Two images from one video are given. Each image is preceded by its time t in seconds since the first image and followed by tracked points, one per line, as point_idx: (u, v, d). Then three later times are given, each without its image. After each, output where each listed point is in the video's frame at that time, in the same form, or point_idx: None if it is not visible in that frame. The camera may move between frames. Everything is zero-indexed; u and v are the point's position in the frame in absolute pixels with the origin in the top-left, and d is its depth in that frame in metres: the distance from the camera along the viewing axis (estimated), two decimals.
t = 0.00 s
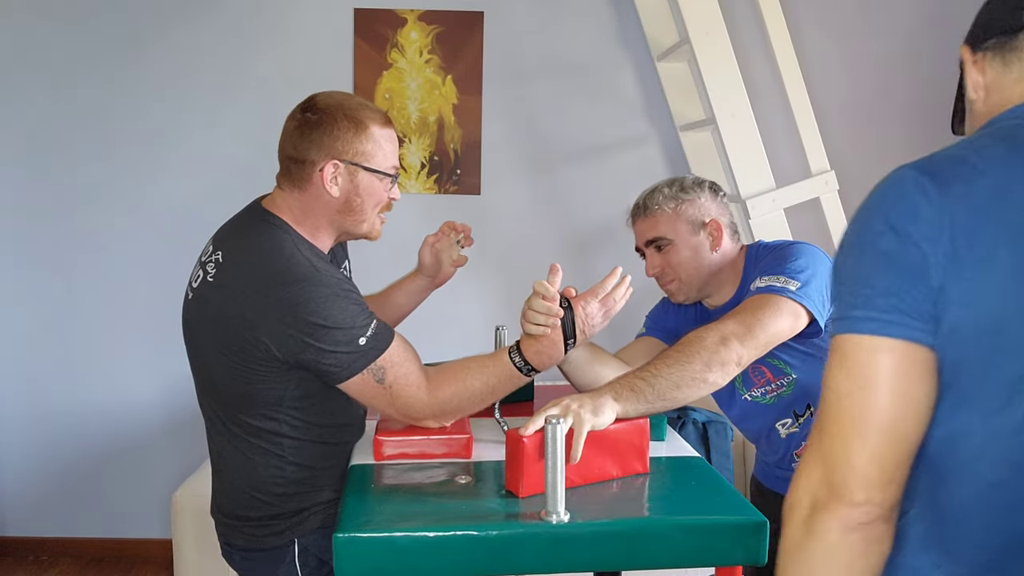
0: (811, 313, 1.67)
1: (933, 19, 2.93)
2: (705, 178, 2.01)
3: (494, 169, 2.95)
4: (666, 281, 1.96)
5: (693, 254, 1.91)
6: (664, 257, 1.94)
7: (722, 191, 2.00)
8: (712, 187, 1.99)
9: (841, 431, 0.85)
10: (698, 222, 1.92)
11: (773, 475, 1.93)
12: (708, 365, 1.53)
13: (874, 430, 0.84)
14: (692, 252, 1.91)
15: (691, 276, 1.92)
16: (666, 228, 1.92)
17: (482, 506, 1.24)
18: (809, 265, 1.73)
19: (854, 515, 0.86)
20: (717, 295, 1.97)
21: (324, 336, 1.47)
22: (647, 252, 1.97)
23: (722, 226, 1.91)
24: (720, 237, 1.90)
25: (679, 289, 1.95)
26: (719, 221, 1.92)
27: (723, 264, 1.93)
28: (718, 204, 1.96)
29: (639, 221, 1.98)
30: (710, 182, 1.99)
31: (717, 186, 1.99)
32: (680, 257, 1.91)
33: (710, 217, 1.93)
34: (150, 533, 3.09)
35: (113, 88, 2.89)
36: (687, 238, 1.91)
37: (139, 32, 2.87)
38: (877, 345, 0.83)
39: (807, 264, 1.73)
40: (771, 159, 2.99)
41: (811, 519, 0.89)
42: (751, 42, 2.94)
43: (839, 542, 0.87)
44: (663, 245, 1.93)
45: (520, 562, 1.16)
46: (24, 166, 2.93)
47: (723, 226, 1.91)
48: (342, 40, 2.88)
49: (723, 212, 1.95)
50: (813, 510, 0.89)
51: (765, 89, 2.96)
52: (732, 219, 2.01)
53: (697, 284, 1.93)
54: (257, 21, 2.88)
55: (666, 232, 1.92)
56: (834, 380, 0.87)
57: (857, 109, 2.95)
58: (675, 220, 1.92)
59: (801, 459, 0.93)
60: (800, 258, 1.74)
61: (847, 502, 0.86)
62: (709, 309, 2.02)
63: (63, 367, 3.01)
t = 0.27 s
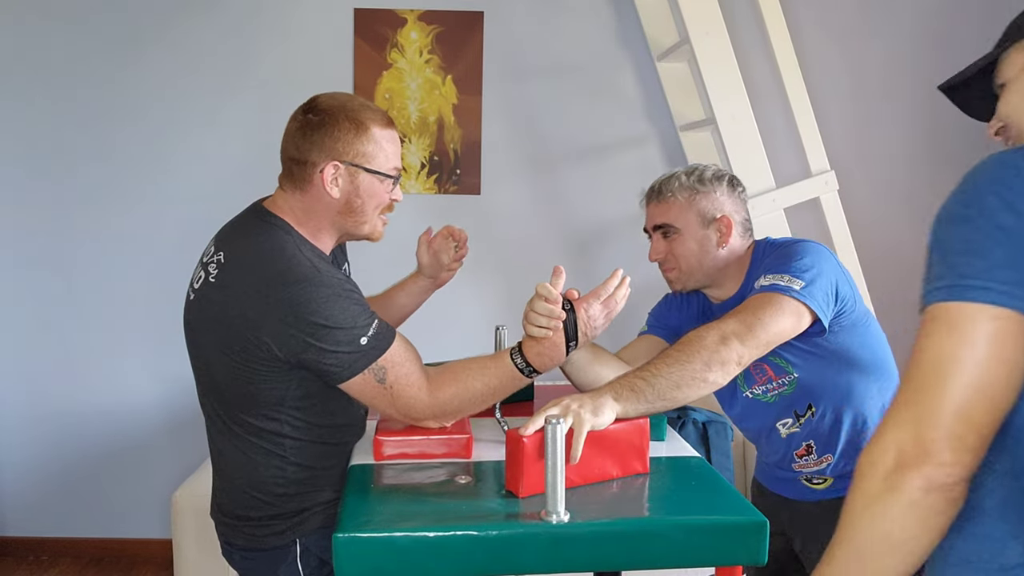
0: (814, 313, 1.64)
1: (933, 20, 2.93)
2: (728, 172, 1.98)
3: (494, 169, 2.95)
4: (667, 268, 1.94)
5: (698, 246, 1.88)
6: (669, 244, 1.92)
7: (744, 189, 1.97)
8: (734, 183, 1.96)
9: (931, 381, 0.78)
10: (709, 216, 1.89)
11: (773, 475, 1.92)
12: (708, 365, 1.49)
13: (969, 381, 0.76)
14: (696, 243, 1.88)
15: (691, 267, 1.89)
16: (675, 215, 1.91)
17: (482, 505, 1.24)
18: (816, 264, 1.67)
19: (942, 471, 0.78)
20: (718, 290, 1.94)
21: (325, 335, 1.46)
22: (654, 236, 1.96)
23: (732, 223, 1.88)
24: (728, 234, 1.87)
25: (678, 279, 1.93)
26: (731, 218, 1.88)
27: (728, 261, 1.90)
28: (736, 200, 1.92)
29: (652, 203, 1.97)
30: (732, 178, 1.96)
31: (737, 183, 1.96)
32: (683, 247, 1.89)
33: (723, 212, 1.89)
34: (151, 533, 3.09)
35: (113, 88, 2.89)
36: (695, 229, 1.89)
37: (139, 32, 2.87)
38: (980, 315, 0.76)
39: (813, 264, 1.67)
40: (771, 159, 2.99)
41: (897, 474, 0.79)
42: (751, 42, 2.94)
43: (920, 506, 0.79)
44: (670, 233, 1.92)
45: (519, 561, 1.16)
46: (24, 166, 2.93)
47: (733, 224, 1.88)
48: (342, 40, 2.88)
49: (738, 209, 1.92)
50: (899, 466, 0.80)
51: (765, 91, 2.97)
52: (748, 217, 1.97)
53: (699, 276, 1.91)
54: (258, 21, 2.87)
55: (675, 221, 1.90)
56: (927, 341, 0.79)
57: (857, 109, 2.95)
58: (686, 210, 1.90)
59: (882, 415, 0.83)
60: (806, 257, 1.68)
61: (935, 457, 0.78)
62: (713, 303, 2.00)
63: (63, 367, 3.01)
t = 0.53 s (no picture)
0: (824, 314, 1.62)
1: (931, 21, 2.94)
2: (742, 162, 1.92)
3: (494, 169, 2.95)
4: (673, 256, 1.90)
5: (706, 236, 1.84)
6: (676, 232, 1.88)
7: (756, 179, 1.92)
8: (747, 173, 1.91)
9: (987, 374, 0.89)
10: (719, 206, 1.84)
11: (774, 476, 1.90)
12: (711, 368, 1.50)
13: None
14: (704, 233, 1.84)
15: (698, 257, 1.85)
16: (685, 203, 1.86)
17: (483, 505, 1.24)
18: (826, 264, 1.65)
19: (997, 457, 0.90)
20: (725, 281, 1.89)
21: (323, 332, 1.46)
22: (662, 223, 1.92)
23: (742, 215, 1.83)
24: (738, 224, 1.82)
25: (684, 268, 1.89)
26: (741, 208, 1.84)
27: (737, 253, 1.85)
28: (747, 191, 1.87)
29: (663, 190, 1.93)
30: (745, 168, 1.91)
31: (751, 174, 1.91)
32: (691, 235, 1.85)
33: (733, 202, 1.85)
34: (150, 533, 3.09)
35: (113, 88, 2.89)
36: (704, 219, 1.84)
37: (139, 32, 2.87)
38: None
39: (822, 265, 1.64)
40: (771, 159, 2.99)
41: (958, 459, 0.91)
42: (751, 42, 2.94)
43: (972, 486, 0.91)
44: (679, 220, 1.87)
45: (521, 561, 1.16)
46: (24, 166, 2.93)
47: (743, 215, 1.83)
48: (342, 40, 2.88)
49: (749, 200, 1.87)
50: (958, 450, 0.91)
51: (765, 91, 2.97)
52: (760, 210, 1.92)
53: (707, 268, 1.86)
54: (258, 21, 2.87)
55: (684, 210, 1.86)
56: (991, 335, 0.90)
57: (858, 109, 2.95)
58: (695, 200, 1.85)
59: (941, 405, 0.94)
60: (818, 257, 1.66)
61: (992, 445, 0.89)
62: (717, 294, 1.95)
63: (64, 367, 3.01)
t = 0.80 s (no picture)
0: (836, 317, 1.59)
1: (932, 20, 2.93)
2: (755, 156, 1.89)
3: (494, 169, 2.95)
4: (682, 249, 1.87)
5: (715, 233, 1.81)
6: (684, 226, 1.85)
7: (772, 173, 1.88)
8: (762, 166, 1.87)
9: (976, 362, 0.92)
10: (727, 200, 1.81)
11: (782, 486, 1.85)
12: (711, 372, 1.51)
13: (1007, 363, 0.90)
14: (713, 227, 1.81)
15: (707, 250, 1.82)
16: (693, 195, 1.84)
17: (482, 506, 1.24)
18: (839, 265, 1.63)
19: (984, 439, 0.92)
20: (735, 278, 1.85)
21: (317, 341, 1.45)
22: (671, 215, 1.89)
23: (751, 209, 1.79)
24: (748, 220, 1.79)
25: (693, 262, 1.86)
26: (751, 204, 1.80)
27: (747, 250, 1.81)
28: (760, 186, 1.84)
29: (671, 183, 1.90)
30: (759, 162, 1.87)
31: (766, 169, 1.87)
32: (699, 229, 1.82)
33: (744, 197, 1.81)
34: (150, 533, 3.09)
35: (113, 89, 2.89)
36: (713, 212, 1.82)
37: (139, 32, 2.87)
38: None
39: (835, 265, 1.62)
40: (771, 158, 2.98)
41: (944, 440, 0.95)
42: (750, 42, 2.94)
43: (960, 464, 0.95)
44: (687, 213, 1.85)
45: (520, 562, 1.16)
46: (24, 166, 2.93)
47: (753, 210, 1.80)
48: (342, 40, 2.88)
49: (761, 196, 1.84)
50: (946, 435, 0.95)
51: (765, 91, 2.97)
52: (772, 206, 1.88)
53: (717, 265, 1.83)
54: (258, 21, 2.87)
55: (694, 206, 1.83)
56: (979, 322, 0.93)
57: (857, 109, 2.95)
58: (706, 195, 1.82)
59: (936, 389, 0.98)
60: (830, 256, 1.63)
61: (980, 426, 0.92)
62: (725, 292, 1.92)
63: (64, 367, 3.01)
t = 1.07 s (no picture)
0: (844, 327, 1.56)
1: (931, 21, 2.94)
2: (767, 160, 1.89)
3: (494, 169, 2.96)
4: (691, 253, 1.87)
5: (726, 237, 1.80)
6: (694, 229, 1.85)
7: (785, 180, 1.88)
8: (773, 171, 1.87)
9: (953, 362, 0.96)
10: (740, 205, 1.81)
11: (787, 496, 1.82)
12: (713, 381, 1.50)
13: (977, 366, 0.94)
14: (724, 232, 1.81)
15: (717, 255, 1.81)
16: (704, 200, 1.84)
17: (483, 505, 1.25)
18: (850, 273, 1.60)
19: (959, 433, 0.95)
20: (745, 285, 1.85)
21: (321, 345, 1.46)
22: (681, 219, 1.89)
23: (764, 215, 1.79)
24: (760, 226, 1.79)
25: (702, 267, 1.86)
26: (763, 209, 1.80)
27: (758, 257, 1.81)
28: (772, 192, 1.84)
29: (682, 185, 1.89)
30: (770, 166, 1.87)
31: (779, 176, 1.87)
32: (710, 234, 1.82)
33: (756, 203, 1.81)
34: (151, 532, 3.10)
35: (114, 89, 2.90)
36: (724, 217, 1.81)
37: (139, 33, 2.88)
38: (998, 303, 0.92)
39: (846, 274, 1.59)
40: (770, 158, 2.99)
41: (918, 440, 0.98)
42: (750, 42, 2.94)
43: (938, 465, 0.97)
44: (697, 217, 1.85)
45: (520, 561, 1.17)
46: (25, 167, 2.94)
47: (765, 216, 1.80)
48: (342, 40, 2.89)
49: (773, 202, 1.84)
50: (924, 431, 0.98)
51: (764, 91, 2.97)
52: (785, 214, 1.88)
53: (728, 271, 1.83)
54: (259, 22, 2.88)
55: (705, 208, 1.83)
56: (952, 328, 0.96)
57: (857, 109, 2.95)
58: (717, 198, 1.82)
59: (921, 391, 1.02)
60: (842, 264, 1.60)
61: (954, 421, 0.95)
62: (736, 298, 1.91)
63: (64, 366, 3.02)
